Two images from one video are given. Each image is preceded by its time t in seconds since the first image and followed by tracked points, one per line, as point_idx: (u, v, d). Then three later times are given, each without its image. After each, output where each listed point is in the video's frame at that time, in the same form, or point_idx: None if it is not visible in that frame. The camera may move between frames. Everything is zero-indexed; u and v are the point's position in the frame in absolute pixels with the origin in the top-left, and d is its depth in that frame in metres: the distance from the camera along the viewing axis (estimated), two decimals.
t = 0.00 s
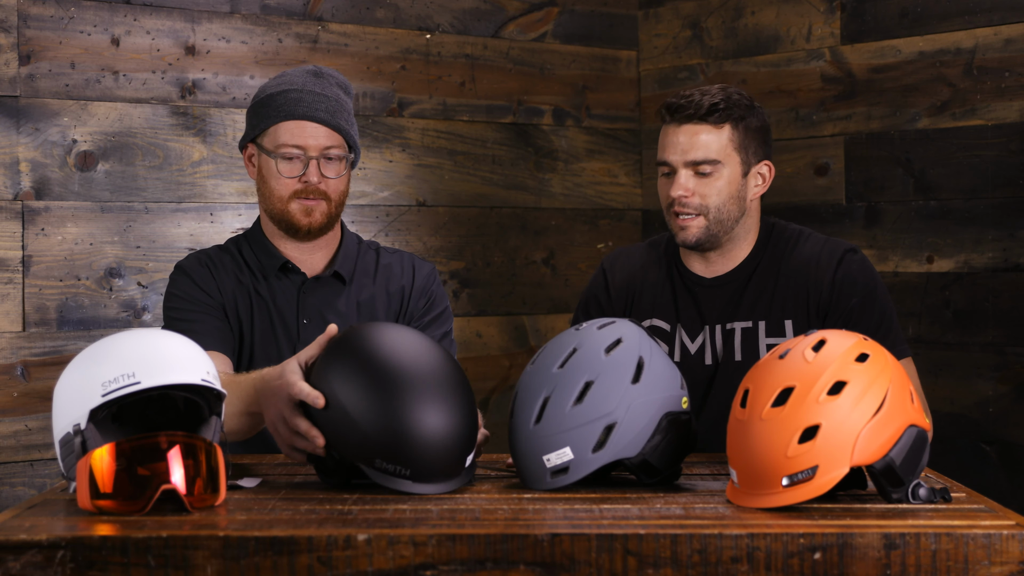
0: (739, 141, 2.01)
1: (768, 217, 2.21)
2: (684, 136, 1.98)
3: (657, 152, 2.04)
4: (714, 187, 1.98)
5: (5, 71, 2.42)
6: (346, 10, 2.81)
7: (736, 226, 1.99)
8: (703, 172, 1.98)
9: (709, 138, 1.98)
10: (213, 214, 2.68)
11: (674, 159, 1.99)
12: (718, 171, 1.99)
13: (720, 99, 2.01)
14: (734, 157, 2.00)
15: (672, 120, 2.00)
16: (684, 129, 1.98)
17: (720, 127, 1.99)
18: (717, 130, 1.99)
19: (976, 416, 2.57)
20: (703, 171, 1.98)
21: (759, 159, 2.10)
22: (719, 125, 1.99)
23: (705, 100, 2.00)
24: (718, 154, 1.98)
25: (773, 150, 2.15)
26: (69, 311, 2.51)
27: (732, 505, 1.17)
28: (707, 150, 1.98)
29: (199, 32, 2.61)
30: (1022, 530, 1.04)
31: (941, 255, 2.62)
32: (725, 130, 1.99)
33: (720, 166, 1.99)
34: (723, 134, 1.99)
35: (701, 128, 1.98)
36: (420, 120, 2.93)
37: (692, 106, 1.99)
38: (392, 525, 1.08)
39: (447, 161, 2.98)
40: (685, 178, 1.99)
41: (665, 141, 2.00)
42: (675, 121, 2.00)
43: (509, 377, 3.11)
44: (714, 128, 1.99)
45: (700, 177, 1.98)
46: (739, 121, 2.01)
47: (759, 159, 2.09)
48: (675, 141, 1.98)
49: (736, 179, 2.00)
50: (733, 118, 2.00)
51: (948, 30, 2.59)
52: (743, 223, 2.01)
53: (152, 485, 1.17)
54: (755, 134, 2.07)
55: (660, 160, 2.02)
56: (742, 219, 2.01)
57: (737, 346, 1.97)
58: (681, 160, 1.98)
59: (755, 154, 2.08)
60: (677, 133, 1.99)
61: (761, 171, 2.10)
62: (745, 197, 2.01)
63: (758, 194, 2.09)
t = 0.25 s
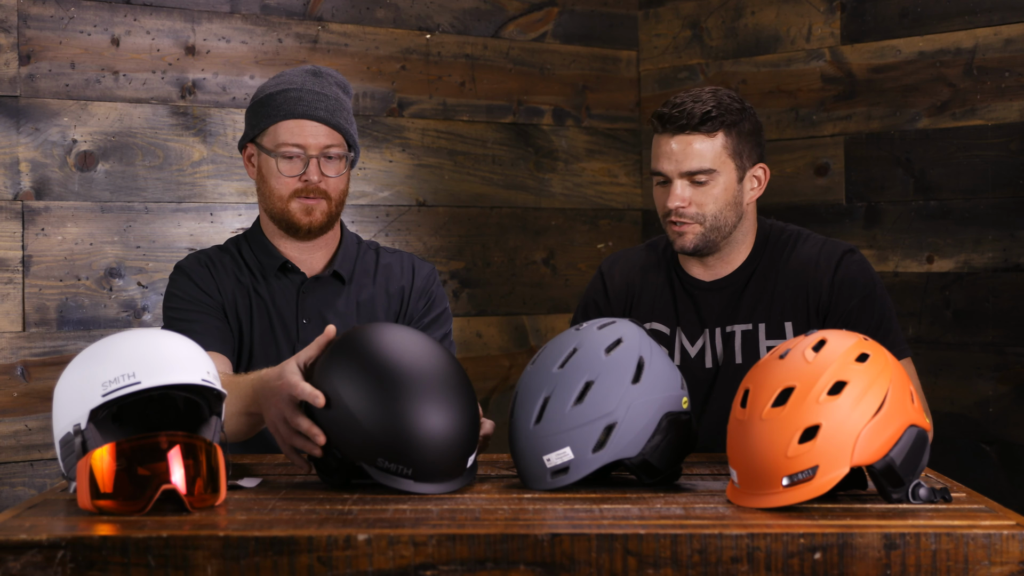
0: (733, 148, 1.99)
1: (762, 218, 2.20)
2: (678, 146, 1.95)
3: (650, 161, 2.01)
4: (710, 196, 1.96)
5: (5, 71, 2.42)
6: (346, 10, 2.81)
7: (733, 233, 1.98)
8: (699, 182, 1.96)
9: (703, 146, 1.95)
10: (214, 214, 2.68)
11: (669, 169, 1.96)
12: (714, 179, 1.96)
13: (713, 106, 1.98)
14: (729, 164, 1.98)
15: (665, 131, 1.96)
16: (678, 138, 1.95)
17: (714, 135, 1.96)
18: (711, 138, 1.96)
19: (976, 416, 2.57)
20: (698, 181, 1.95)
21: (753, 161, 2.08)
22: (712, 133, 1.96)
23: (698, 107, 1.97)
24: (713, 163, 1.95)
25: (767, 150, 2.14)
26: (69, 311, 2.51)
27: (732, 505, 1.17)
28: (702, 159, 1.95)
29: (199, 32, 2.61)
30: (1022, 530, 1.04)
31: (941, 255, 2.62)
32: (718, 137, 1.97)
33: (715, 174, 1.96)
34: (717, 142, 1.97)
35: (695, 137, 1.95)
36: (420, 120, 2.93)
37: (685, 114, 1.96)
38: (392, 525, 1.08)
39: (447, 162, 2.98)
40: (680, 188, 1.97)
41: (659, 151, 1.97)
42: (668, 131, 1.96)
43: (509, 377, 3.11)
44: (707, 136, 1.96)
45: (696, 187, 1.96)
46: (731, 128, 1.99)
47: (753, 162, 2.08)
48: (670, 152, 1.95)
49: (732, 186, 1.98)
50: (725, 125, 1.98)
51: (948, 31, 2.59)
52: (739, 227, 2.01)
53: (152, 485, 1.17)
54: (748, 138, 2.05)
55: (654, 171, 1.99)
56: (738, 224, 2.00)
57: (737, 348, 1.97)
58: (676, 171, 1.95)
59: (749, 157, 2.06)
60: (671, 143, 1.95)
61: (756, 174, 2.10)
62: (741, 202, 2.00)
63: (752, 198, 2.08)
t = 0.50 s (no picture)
0: (731, 150, 1.99)
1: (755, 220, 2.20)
2: (677, 147, 1.95)
3: (648, 162, 2.01)
4: (709, 197, 1.96)
5: (5, 71, 2.42)
6: (346, 10, 2.81)
7: (731, 234, 1.98)
8: (698, 184, 1.96)
9: (702, 147, 1.95)
10: (214, 214, 2.68)
11: (667, 170, 1.96)
12: (713, 181, 1.96)
13: (711, 107, 1.98)
14: (728, 166, 1.98)
15: (664, 132, 1.96)
16: (677, 139, 1.95)
17: (713, 137, 1.96)
18: (710, 139, 1.96)
19: (976, 416, 2.57)
20: (697, 182, 1.95)
21: (750, 163, 2.08)
22: (711, 135, 1.96)
23: (697, 109, 1.97)
24: (712, 165, 1.95)
25: (763, 152, 2.15)
26: (69, 311, 2.51)
27: (732, 505, 1.17)
28: (701, 160, 1.95)
29: (199, 32, 2.61)
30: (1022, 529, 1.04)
31: (941, 255, 2.62)
32: (717, 139, 1.97)
33: (715, 176, 1.96)
34: (716, 143, 1.97)
35: (694, 139, 1.95)
36: (420, 120, 2.93)
37: (685, 115, 1.96)
38: (392, 525, 1.08)
39: (447, 162, 2.98)
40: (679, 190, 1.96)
41: (657, 153, 1.96)
42: (667, 132, 1.96)
43: (509, 377, 3.11)
44: (706, 138, 1.96)
45: (695, 188, 1.96)
46: (730, 129, 1.99)
47: (750, 164, 2.08)
48: (668, 152, 1.95)
49: (731, 187, 1.98)
50: (724, 127, 1.98)
51: (948, 31, 2.59)
52: (737, 229, 2.01)
53: (152, 485, 1.17)
54: (745, 140, 2.05)
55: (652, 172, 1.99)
56: (736, 226, 2.00)
57: (734, 352, 1.97)
58: (676, 172, 1.95)
59: (747, 158, 2.06)
60: (669, 144, 1.95)
61: (753, 176, 2.10)
62: (739, 204, 2.00)
63: (749, 200, 2.08)
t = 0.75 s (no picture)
0: (731, 147, 1.98)
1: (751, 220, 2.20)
2: (677, 146, 1.94)
3: (647, 160, 1.99)
4: (710, 196, 1.95)
5: (5, 71, 2.42)
6: (346, 10, 2.81)
7: (730, 232, 1.99)
8: (699, 182, 1.95)
9: (702, 145, 1.94)
10: (214, 214, 2.68)
11: (668, 169, 1.95)
12: (714, 178, 1.96)
13: (710, 105, 1.97)
14: (728, 163, 1.98)
15: (664, 131, 1.94)
16: (677, 138, 1.94)
17: (713, 135, 1.95)
18: (711, 137, 1.95)
19: (976, 416, 2.57)
20: (699, 181, 1.95)
21: (747, 159, 2.08)
22: (712, 132, 1.95)
23: (696, 107, 1.96)
24: (713, 163, 1.94)
25: (758, 148, 2.14)
26: (69, 311, 2.51)
27: (732, 505, 1.17)
28: (702, 159, 1.94)
29: (199, 32, 2.61)
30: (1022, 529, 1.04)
31: (941, 255, 2.62)
32: (718, 136, 1.96)
33: (715, 173, 1.95)
34: (716, 141, 1.96)
35: (695, 137, 1.93)
36: (420, 120, 2.93)
37: (685, 114, 1.94)
38: (392, 525, 1.08)
39: (447, 162, 2.98)
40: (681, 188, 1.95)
41: (657, 151, 1.95)
42: (668, 131, 1.94)
43: (509, 377, 3.11)
44: (707, 136, 1.95)
45: (696, 186, 1.95)
46: (729, 126, 1.99)
47: (748, 161, 2.08)
48: (669, 151, 1.93)
49: (730, 185, 1.98)
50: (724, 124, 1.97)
51: (948, 31, 2.59)
52: (736, 227, 2.01)
53: (152, 485, 1.17)
54: (743, 137, 2.04)
55: (651, 170, 1.98)
56: (735, 223, 2.01)
57: (733, 352, 1.97)
58: (677, 170, 1.94)
59: (744, 155, 2.05)
60: (669, 144, 1.94)
61: (749, 174, 2.10)
62: (738, 201, 2.00)
63: (746, 196, 2.09)
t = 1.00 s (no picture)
0: (733, 138, 2.00)
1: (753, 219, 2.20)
2: (681, 136, 1.96)
3: (650, 152, 2.01)
4: (713, 185, 1.97)
5: (5, 71, 2.42)
6: (346, 10, 2.81)
7: (735, 223, 2.00)
8: (704, 170, 1.97)
9: (706, 135, 1.96)
10: (214, 214, 2.68)
11: (672, 159, 1.96)
12: (718, 167, 1.98)
13: (712, 96, 1.99)
14: (730, 153, 1.99)
15: (668, 121, 1.96)
16: (680, 128, 1.96)
17: (716, 124, 1.97)
18: (714, 127, 1.97)
19: (976, 416, 2.57)
20: (704, 169, 1.97)
21: (748, 153, 2.10)
22: (715, 121, 1.97)
23: (699, 97, 1.97)
24: (717, 151, 1.96)
25: (755, 142, 2.17)
26: (69, 311, 2.51)
27: (732, 505, 1.17)
28: (705, 148, 1.96)
29: (199, 32, 2.61)
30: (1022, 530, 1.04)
31: (941, 255, 2.62)
32: (720, 126, 1.98)
33: (719, 162, 1.97)
34: (719, 130, 1.98)
35: (698, 127, 1.95)
36: (420, 120, 2.93)
37: (687, 104, 1.96)
38: (392, 525, 1.08)
39: (447, 162, 2.98)
40: (686, 176, 1.97)
41: (661, 142, 1.97)
42: (671, 121, 1.96)
43: (509, 377, 3.11)
44: (710, 125, 1.96)
45: (701, 175, 1.97)
46: (732, 117, 2.01)
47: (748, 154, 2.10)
48: (673, 141, 1.95)
49: (733, 174, 2.00)
50: (727, 114, 1.99)
51: (948, 31, 2.59)
52: (739, 219, 2.02)
53: (152, 485, 1.17)
54: (744, 129, 2.07)
55: (655, 161, 1.99)
56: (739, 214, 2.02)
57: (735, 348, 1.97)
58: (682, 160, 1.96)
59: (746, 148, 2.07)
60: (673, 133, 1.96)
61: (749, 166, 2.12)
62: (740, 191, 2.02)
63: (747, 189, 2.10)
